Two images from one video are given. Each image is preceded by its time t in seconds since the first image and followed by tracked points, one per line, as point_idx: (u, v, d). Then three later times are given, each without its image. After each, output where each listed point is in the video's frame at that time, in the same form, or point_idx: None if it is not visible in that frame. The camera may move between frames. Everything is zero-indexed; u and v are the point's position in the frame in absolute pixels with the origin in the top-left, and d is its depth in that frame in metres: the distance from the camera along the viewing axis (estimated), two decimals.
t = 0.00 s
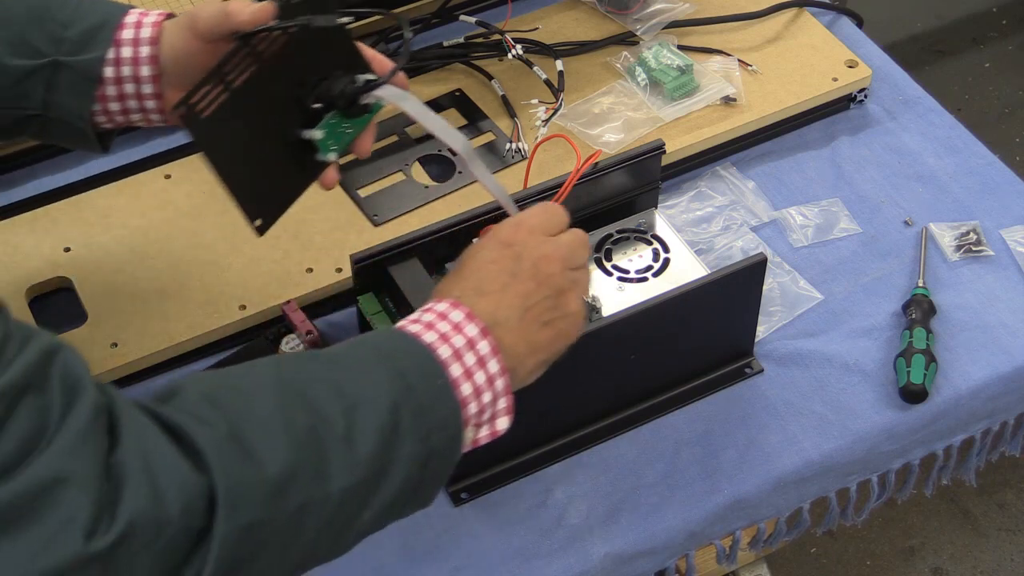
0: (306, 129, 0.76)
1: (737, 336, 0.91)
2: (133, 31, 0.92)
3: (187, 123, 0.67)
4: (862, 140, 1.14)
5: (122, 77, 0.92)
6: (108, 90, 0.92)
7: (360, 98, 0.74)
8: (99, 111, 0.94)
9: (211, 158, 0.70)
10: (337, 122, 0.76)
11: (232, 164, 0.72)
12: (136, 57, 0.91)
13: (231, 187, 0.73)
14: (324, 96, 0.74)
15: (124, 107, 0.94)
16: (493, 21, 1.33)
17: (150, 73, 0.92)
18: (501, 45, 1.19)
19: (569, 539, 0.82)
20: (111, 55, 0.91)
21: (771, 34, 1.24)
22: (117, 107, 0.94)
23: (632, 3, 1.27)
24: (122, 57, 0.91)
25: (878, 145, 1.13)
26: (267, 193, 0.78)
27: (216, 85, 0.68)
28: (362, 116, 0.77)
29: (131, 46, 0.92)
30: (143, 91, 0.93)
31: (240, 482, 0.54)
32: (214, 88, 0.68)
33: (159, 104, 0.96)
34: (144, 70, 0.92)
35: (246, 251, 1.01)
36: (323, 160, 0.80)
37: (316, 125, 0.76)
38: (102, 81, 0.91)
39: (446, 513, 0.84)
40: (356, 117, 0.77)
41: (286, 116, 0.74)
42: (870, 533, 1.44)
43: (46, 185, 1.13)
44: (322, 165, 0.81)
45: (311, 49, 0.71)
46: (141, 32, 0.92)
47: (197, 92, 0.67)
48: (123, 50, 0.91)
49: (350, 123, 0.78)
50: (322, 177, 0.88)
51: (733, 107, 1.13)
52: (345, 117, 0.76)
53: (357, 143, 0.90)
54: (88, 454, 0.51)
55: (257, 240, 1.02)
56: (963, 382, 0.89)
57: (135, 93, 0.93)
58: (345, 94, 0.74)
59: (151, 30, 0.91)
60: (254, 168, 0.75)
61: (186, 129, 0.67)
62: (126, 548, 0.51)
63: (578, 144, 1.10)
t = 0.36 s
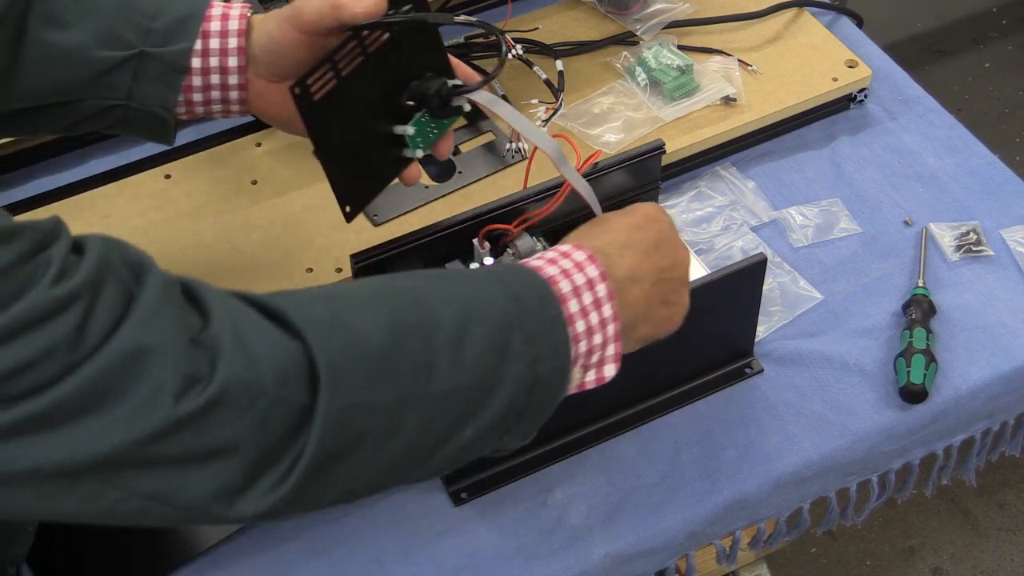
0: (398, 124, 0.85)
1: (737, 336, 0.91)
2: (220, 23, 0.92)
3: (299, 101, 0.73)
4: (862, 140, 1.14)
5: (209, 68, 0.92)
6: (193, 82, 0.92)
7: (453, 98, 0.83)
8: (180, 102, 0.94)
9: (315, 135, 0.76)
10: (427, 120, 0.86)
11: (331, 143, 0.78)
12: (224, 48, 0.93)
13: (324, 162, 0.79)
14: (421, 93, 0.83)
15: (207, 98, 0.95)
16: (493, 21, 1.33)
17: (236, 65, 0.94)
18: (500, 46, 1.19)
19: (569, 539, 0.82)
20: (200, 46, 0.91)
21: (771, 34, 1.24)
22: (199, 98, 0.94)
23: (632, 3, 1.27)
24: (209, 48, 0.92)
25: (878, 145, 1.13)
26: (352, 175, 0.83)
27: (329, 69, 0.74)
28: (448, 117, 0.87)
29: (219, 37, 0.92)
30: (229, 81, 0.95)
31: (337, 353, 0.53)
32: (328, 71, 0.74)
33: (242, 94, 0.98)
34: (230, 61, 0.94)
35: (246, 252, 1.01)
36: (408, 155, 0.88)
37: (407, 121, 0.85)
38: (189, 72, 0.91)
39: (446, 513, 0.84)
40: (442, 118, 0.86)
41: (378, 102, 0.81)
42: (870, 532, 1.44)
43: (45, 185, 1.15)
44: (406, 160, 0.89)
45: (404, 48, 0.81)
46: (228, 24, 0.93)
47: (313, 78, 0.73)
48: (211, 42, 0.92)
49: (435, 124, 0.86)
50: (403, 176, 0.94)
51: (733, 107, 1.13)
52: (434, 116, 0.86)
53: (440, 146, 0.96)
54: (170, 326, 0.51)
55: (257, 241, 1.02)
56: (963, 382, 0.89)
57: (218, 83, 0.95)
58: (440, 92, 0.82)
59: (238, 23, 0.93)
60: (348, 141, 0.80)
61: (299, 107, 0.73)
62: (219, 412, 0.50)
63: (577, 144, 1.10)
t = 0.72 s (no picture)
0: (409, 141, 0.88)
1: (737, 337, 0.91)
2: (234, 37, 0.94)
3: (324, 115, 0.75)
4: (862, 140, 1.14)
5: (223, 81, 0.95)
6: (207, 94, 0.94)
7: (463, 114, 0.87)
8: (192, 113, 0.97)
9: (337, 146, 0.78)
10: (439, 136, 0.89)
11: (352, 152, 0.81)
12: (238, 63, 0.95)
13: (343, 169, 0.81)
14: (435, 110, 0.86)
15: (219, 109, 0.97)
16: (493, 21, 1.33)
17: (250, 79, 0.96)
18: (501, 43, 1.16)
19: (569, 539, 0.82)
20: (215, 59, 0.93)
21: (771, 34, 1.24)
22: (212, 109, 0.97)
23: (632, 3, 1.27)
24: (224, 62, 0.94)
25: (878, 145, 1.13)
26: (369, 179, 0.85)
27: (352, 83, 0.77)
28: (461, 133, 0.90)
29: (234, 51, 0.94)
30: (243, 94, 0.98)
31: (356, 322, 0.54)
32: (351, 85, 0.77)
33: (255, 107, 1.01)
34: (245, 75, 0.96)
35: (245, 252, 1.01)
36: (419, 168, 0.91)
37: (420, 136, 0.88)
38: (204, 85, 0.93)
39: (446, 513, 0.84)
40: (452, 134, 0.89)
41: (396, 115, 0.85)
42: (870, 533, 1.44)
43: (46, 184, 1.15)
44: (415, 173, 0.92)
45: (417, 66, 0.85)
46: (242, 38, 0.95)
47: (335, 91, 0.75)
48: (225, 55, 0.94)
49: (444, 141, 0.90)
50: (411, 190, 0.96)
51: (733, 107, 1.13)
52: (446, 133, 0.89)
53: (447, 164, 0.99)
54: (192, 298, 0.51)
55: (257, 241, 1.02)
56: (963, 382, 0.89)
57: (231, 96, 0.97)
58: (452, 109, 0.86)
59: (252, 38, 0.95)
60: (366, 150, 0.83)
61: (324, 120, 0.75)
62: (242, 381, 0.51)
63: (577, 145, 1.10)
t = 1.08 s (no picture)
0: (449, 164, 0.87)
1: (737, 336, 0.91)
2: (291, 49, 0.95)
3: (368, 133, 0.76)
4: (862, 140, 1.14)
5: (276, 92, 0.95)
6: (259, 102, 0.95)
7: (507, 143, 0.85)
8: (243, 120, 0.97)
9: (375, 162, 0.79)
10: (479, 162, 0.87)
11: (395, 168, 0.81)
12: (292, 74, 0.95)
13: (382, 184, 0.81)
14: (478, 136, 0.85)
15: (268, 118, 0.98)
16: (493, 21, 1.33)
17: (302, 92, 0.96)
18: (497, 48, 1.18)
19: (569, 539, 0.82)
20: (269, 69, 0.93)
21: (771, 34, 1.24)
22: (262, 118, 0.97)
23: (632, 3, 1.27)
24: (277, 72, 0.94)
25: (878, 145, 1.13)
26: (416, 194, 0.86)
27: (398, 104, 0.78)
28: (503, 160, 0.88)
29: (289, 63, 0.94)
30: (292, 106, 0.98)
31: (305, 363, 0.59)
32: (396, 106, 0.78)
33: (303, 121, 1.00)
34: (297, 87, 0.96)
35: (245, 251, 1.01)
36: (458, 194, 0.90)
37: (460, 161, 0.87)
38: (256, 94, 0.93)
39: (446, 513, 0.84)
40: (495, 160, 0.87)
41: (444, 133, 0.85)
42: (870, 533, 1.44)
43: (46, 184, 1.15)
44: (456, 198, 0.91)
45: (469, 88, 0.85)
46: (298, 51, 0.95)
47: (380, 112, 0.76)
48: (281, 66, 0.94)
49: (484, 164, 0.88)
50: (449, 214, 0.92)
51: (733, 107, 1.13)
52: (487, 159, 0.87)
53: (484, 191, 0.95)
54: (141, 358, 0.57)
55: (257, 241, 1.02)
56: (964, 382, 0.89)
57: (283, 106, 0.97)
58: (496, 136, 0.84)
59: (308, 51, 0.95)
60: (410, 165, 0.83)
61: (368, 138, 0.76)
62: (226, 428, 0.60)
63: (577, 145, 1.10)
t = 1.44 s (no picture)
0: (451, 164, 0.87)
1: (737, 336, 0.91)
2: (293, 48, 0.95)
3: (367, 131, 0.76)
4: (862, 140, 1.14)
5: (278, 90, 0.95)
6: (261, 101, 0.95)
7: (506, 144, 0.85)
8: (246, 118, 0.97)
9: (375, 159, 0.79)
10: (479, 162, 0.87)
11: (396, 166, 0.81)
12: (294, 73, 0.95)
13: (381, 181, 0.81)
14: (477, 136, 0.85)
15: (270, 117, 0.98)
16: (493, 21, 1.33)
17: (304, 90, 0.97)
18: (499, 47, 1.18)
19: (569, 539, 0.82)
20: (272, 68, 0.94)
21: (771, 34, 1.24)
22: (264, 116, 0.97)
23: (632, 3, 1.27)
24: (280, 71, 0.95)
25: (878, 145, 1.13)
26: (418, 191, 0.86)
27: (398, 103, 0.78)
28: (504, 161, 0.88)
29: (291, 62, 0.95)
30: (295, 104, 0.98)
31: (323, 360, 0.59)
32: (396, 105, 0.78)
33: (305, 119, 1.01)
34: (299, 86, 0.97)
35: (245, 251, 1.01)
36: (457, 194, 0.90)
37: (461, 161, 0.87)
38: (258, 92, 0.94)
39: (446, 513, 0.84)
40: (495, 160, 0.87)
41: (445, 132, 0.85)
42: (870, 533, 1.44)
43: (46, 184, 1.15)
44: (456, 199, 0.91)
45: (471, 87, 0.85)
46: (301, 50, 0.95)
47: (380, 110, 0.76)
48: (283, 65, 0.94)
49: (484, 164, 0.88)
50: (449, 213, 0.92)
51: (733, 107, 1.13)
52: (488, 159, 0.87)
53: (484, 190, 0.95)
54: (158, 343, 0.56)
55: (257, 241, 1.02)
56: (963, 382, 0.89)
57: (284, 105, 0.98)
58: (495, 137, 0.84)
59: (310, 50, 0.95)
60: (410, 165, 0.83)
61: (368, 137, 0.77)
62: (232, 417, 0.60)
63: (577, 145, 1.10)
